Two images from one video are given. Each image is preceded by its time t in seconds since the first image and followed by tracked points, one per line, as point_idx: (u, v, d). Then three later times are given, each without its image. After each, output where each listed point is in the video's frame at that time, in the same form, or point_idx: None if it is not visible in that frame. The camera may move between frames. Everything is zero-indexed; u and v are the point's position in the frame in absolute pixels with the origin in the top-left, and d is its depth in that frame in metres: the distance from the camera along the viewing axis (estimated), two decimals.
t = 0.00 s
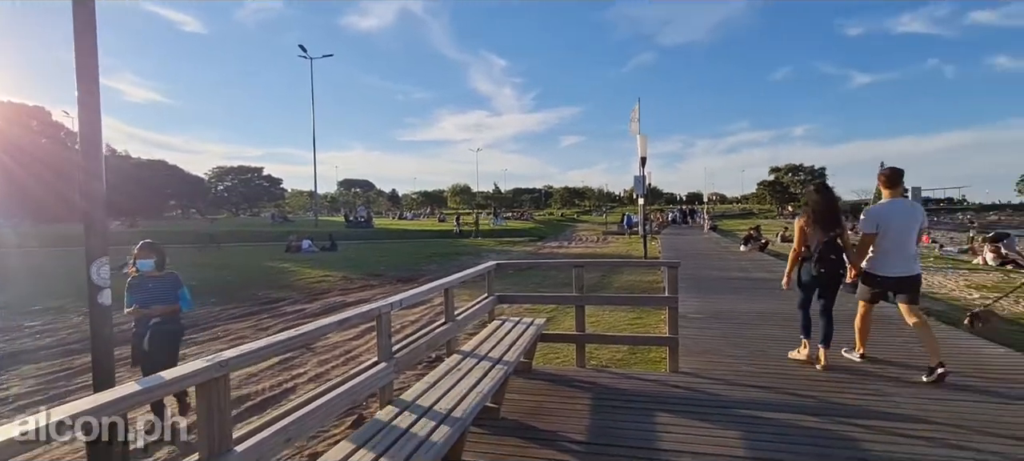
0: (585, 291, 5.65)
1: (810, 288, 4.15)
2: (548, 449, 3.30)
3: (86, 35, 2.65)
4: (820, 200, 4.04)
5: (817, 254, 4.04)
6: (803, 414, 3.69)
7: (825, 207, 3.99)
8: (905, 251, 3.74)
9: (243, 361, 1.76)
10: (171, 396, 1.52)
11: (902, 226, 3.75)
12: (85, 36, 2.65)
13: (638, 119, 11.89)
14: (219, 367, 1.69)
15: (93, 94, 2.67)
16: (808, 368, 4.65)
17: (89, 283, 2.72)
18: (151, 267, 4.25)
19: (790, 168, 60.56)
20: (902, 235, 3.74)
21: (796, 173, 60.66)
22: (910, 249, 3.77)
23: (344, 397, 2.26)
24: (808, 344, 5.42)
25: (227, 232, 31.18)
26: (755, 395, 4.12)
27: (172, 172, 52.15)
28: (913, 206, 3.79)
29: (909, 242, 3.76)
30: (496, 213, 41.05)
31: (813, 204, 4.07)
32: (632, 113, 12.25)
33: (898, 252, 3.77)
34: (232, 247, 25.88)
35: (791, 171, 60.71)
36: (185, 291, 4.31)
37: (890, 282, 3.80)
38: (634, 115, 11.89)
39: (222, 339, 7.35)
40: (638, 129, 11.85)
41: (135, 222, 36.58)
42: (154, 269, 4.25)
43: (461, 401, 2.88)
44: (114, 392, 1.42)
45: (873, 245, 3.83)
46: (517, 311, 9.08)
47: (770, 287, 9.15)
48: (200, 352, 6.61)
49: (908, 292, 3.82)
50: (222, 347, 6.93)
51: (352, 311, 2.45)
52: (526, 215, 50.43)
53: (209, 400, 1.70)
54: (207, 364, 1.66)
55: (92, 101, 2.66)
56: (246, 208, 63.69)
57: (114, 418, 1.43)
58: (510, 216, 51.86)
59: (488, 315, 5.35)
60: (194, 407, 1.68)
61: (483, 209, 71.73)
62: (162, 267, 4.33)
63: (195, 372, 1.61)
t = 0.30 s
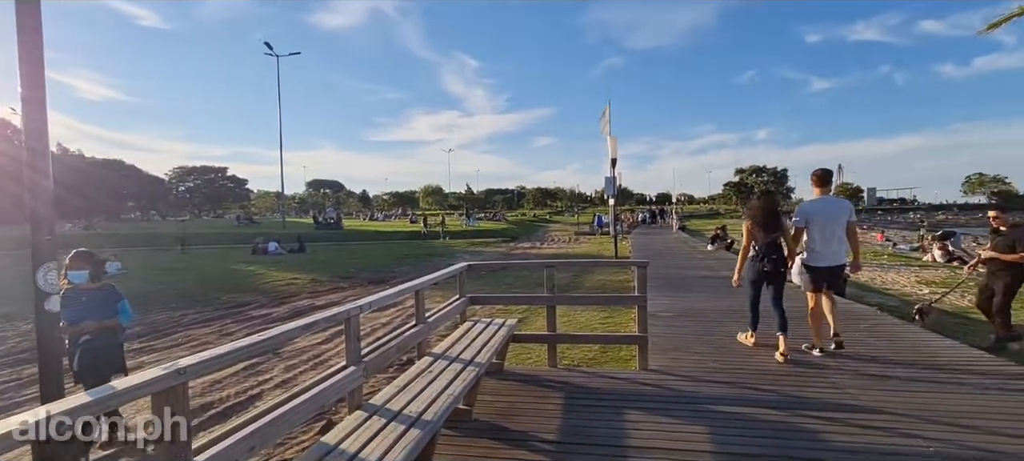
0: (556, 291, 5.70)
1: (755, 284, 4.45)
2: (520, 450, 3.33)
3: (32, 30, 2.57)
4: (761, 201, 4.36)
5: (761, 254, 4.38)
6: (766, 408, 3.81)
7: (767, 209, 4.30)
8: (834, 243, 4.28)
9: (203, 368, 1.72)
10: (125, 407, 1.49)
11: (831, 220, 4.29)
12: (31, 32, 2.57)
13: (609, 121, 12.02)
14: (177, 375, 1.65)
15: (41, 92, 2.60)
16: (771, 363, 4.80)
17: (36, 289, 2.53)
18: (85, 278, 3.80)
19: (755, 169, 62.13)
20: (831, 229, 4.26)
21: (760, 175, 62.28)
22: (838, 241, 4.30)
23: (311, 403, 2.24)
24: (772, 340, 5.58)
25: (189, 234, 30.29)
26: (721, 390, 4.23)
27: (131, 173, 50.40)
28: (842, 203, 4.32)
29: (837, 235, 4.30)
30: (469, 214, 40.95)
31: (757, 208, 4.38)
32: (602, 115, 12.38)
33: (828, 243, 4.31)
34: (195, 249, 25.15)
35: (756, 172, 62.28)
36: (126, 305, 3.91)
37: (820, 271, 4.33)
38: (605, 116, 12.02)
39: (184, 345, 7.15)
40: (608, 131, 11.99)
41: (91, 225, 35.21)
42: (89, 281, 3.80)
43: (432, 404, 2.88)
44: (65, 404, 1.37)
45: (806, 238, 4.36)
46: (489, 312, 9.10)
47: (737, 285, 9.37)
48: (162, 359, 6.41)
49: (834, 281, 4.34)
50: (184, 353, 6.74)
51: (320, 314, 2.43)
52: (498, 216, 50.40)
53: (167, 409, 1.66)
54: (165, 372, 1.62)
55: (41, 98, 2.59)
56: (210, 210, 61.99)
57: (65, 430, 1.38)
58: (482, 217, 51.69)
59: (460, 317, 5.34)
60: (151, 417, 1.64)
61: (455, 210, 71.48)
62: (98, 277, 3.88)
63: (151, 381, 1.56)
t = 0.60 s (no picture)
0: (528, 292, 5.72)
1: (706, 275, 5.06)
2: (492, 451, 3.33)
3: None
4: (716, 204, 4.98)
5: (711, 249, 4.99)
6: (733, 404, 3.90)
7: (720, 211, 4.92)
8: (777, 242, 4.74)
9: (161, 375, 1.67)
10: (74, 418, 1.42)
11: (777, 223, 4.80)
12: None
13: (580, 122, 12.12)
14: (131, 384, 1.59)
15: None
16: (738, 360, 4.91)
17: None
18: (12, 286, 3.45)
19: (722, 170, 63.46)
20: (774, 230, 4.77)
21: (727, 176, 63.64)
22: (783, 242, 4.77)
23: (276, 409, 2.20)
24: (739, 337, 5.72)
25: (151, 236, 29.36)
26: (689, 387, 4.31)
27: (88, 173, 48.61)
28: (788, 211, 4.83)
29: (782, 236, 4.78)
30: (441, 215, 40.76)
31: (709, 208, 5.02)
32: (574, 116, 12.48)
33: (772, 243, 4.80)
34: (158, 252, 24.39)
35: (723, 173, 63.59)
36: (57, 319, 3.58)
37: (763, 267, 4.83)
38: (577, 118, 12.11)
39: (144, 352, 6.93)
40: (580, 132, 12.08)
41: (46, 227, 33.80)
42: (16, 289, 3.45)
43: (402, 407, 2.86)
44: (9, 418, 1.31)
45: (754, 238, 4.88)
46: (462, 313, 9.07)
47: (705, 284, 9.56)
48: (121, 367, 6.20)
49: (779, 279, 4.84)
50: (144, 361, 6.52)
51: (285, 318, 2.39)
52: (471, 216, 50.27)
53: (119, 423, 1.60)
54: (118, 381, 1.56)
55: None
56: (173, 211, 60.19)
57: (7, 443, 1.32)
58: (454, 218, 51.48)
59: (431, 319, 5.31)
60: (104, 427, 1.58)
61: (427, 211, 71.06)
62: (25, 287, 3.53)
63: (104, 390, 1.51)
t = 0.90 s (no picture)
0: (508, 294, 5.72)
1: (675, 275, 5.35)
2: (471, 453, 3.34)
3: None
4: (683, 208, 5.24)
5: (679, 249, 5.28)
6: (709, 402, 3.96)
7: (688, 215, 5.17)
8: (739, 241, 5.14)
9: (127, 382, 1.63)
10: (35, 428, 1.38)
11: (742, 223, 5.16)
12: None
13: (560, 124, 12.16)
14: (95, 392, 1.55)
15: None
16: (715, 359, 4.98)
17: None
18: None
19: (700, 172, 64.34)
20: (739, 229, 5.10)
21: (705, 178, 64.53)
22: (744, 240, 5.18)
23: (249, 415, 2.16)
24: (715, 336, 5.80)
25: (123, 238, 28.69)
26: (667, 387, 4.36)
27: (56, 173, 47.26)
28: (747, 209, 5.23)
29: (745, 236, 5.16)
30: (421, 216, 40.51)
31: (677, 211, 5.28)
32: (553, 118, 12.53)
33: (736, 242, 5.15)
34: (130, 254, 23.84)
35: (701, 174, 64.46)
36: None
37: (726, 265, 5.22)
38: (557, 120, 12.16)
39: (114, 357, 6.76)
40: (560, 134, 12.12)
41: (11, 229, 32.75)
42: None
43: (379, 411, 2.84)
44: None
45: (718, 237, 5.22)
46: (442, 314, 9.03)
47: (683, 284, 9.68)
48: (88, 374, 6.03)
49: (738, 275, 5.31)
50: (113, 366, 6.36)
51: (258, 321, 2.35)
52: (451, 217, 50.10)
53: (81, 433, 1.56)
54: (82, 389, 1.52)
55: None
56: (145, 212, 58.83)
57: None
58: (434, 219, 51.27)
59: (410, 320, 5.28)
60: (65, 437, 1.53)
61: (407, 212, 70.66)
62: None
63: (66, 399, 1.46)
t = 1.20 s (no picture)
0: (488, 295, 5.72)
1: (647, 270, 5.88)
2: (450, 455, 3.33)
3: None
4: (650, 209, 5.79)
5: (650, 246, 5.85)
6: (686, 401, 4.01)
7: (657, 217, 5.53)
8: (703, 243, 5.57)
9: (91, 388, 1.59)
10: None
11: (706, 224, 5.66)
12: None
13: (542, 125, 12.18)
14: (56, 398, 1.50)
15: None
16: (693, 358, 5.04)
17: None
18: None
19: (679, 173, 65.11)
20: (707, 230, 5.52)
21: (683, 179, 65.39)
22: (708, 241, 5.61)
23: (222, 420, 2.12)
24: (694, 335, 5.87)
25: (92, 240, 27.90)
26: (645, 385, 4.40)
27: (21, 173, 45.80)
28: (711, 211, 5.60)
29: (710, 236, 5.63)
30: (402, 217, 40.22)
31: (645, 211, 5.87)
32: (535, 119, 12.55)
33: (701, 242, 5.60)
34: (99, 256, 23.21)
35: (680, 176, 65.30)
36: None
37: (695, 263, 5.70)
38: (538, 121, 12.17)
39: (81, 363, 6.58)
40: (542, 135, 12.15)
41: None
42: None
43: (357, 414, 2.82)
44: None
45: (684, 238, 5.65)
46: (423, 316, 8.99)
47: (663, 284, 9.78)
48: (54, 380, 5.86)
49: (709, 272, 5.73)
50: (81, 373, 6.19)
51: (231, 324, 2.31)
52: (432, 218, 49.88)
53: (43, 442, 1.51)
54: (43, 395, 1.48)
55: None
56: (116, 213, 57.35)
57: None
58: (415, 220, 50.96)
59: (390, 322, 5.25)
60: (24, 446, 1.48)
61: (387, 213, 70.10)
62: None
63: (25, 406, 1.41)
